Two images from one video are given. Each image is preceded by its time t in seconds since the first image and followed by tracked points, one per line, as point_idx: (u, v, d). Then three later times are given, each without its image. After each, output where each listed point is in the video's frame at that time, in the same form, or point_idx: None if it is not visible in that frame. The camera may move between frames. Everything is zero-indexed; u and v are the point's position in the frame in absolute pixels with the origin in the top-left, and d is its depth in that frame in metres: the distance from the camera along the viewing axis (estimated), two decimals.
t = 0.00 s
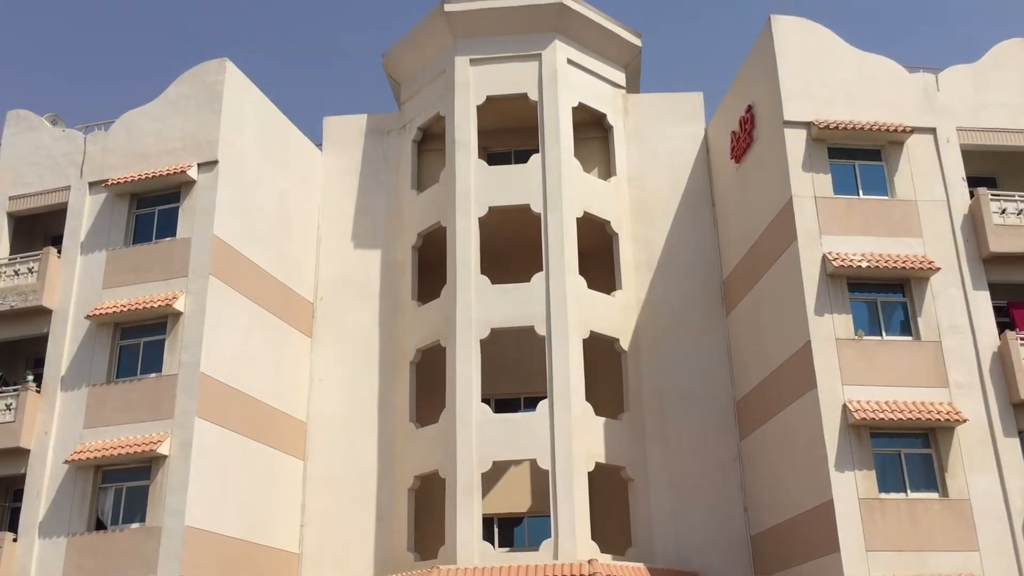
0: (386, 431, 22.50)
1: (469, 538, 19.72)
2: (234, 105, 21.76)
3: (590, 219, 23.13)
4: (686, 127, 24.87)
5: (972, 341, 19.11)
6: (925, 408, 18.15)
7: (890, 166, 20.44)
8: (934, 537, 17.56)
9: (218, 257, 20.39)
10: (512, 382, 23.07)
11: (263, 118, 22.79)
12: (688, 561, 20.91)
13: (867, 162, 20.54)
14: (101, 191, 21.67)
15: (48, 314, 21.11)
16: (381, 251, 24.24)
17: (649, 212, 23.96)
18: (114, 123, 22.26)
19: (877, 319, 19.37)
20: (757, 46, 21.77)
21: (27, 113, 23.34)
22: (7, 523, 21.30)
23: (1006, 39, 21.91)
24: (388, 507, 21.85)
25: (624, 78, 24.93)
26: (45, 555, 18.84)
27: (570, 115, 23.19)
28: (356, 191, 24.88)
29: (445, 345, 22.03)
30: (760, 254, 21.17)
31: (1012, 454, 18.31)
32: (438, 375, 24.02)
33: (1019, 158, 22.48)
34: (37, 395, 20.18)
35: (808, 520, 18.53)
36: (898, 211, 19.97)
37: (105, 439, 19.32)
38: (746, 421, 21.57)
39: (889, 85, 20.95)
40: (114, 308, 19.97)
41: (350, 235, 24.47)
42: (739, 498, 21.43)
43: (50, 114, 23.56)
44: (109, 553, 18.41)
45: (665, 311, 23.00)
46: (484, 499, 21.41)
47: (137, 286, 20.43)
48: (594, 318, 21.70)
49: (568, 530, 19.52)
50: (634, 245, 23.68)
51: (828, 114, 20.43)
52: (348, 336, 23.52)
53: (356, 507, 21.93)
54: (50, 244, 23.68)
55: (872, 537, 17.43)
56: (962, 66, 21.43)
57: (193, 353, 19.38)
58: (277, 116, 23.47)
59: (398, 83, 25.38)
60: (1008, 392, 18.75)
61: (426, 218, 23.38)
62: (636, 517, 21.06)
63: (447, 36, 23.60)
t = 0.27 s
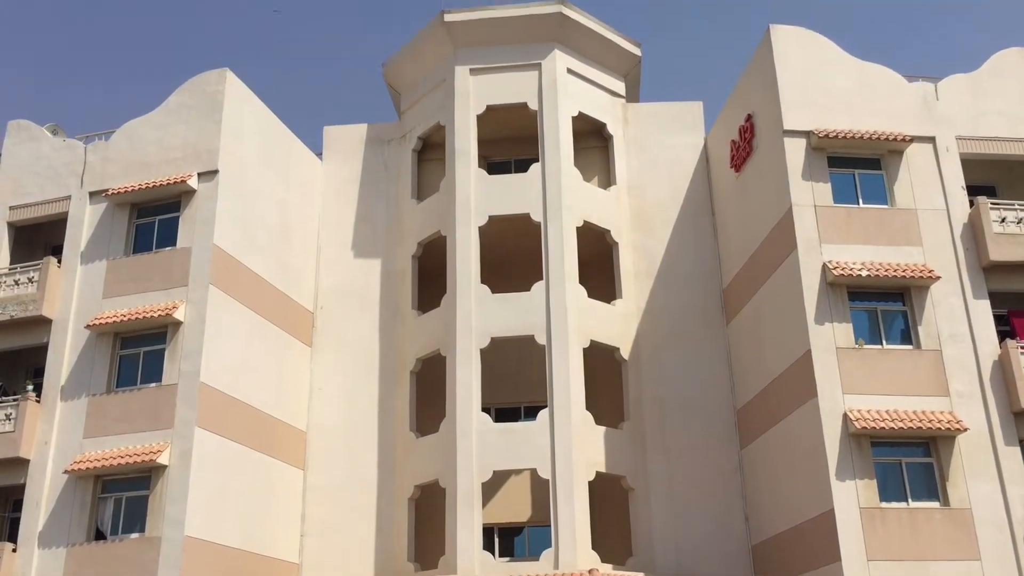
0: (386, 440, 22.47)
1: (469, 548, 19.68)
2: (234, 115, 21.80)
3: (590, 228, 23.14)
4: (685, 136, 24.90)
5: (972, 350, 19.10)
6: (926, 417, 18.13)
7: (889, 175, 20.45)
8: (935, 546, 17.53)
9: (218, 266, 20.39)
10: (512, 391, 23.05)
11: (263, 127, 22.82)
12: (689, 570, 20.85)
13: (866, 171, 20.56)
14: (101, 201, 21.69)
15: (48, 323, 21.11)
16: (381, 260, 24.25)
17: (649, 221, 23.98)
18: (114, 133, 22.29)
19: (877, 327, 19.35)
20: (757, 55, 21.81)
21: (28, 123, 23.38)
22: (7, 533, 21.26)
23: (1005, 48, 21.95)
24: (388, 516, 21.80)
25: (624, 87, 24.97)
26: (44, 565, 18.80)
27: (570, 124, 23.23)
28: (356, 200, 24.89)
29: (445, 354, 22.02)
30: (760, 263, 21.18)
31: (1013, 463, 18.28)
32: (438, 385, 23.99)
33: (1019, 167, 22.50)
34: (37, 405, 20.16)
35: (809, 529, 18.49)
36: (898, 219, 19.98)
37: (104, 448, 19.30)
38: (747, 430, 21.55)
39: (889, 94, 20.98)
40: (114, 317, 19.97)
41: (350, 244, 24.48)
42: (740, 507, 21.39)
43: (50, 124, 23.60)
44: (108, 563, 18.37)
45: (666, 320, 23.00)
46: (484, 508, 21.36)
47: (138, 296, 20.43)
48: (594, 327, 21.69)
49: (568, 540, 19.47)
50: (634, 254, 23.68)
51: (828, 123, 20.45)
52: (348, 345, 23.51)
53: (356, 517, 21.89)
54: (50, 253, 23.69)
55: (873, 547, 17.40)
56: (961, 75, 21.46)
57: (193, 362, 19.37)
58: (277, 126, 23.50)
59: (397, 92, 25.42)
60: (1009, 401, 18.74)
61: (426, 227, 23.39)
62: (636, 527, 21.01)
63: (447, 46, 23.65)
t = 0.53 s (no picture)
0: (385, 449, 22.44)
1: (468, 557, 19.64)
2: (234, 123, 21.84)
3: (589, 236, 23.16)
4: (684, 145, 24.94)
5: (971, 358, 19.10)
6: (925, 425, 18.12)
7: (888, 183, 20.49)
8: (935, 554, 17.50)
9: (217, 275, 20.39)
10: (512, 399, 23.04)
11: (262, 135, 22.86)
12: None
13: (865, 179, 20.59)
14: (100, 210, 21.71)
15: (47, 332, 21.11)
16: (380, 268, 24.26)
17: (648, 229, 24.00)
18: (114, 141, 22.32)
19: (876, 335, 19.35)
20: (756, 63, 21.86)
21: (28, 131, 23.41)
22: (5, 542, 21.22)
23: (1003, 57, 22.00)
24: (387, 525, 21.76)
25: (623, 96, 25.01)
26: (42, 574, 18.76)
27: (569, 132, 23.28)
28: (355, 208, 24.91)
29: (444, 362, 22.02)
30: (758, 271, 21.19)
31: (1013, 471, 18.26)
32: (437, 393, 23.97)
33: (1017, 175, 22.53)
34: (36, 413, 20.14)
35: (808, 537, 18.46)
36: (896, 228, 20.01)
37: (103, 457, 19.27)
38: (746, 438, 21.52)
39: (887, 103, 21.03)
40: (113, 325, 19.96)
41: (350, 252, 24.49)
42: (739, 515, 21.35)
43: (50, 133, 23.63)
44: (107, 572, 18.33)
45: (665, 328, 23.00)
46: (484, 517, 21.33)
47: (136, 304, 20.43)
48: (593, 335, 21.69)
49: (567, 548, 19.44)
50: (633, 262, 23.70)
51: (827, 132, 20.49)
52: (347, 353, 23.50)
53: (355, 525, 21.85)
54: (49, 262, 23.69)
55: (873, 555, 17.38)
56: (959, 84, 21.51)
57: (192, 370, 19.35)
58: (277, 134, 23.53)
59: (397, 101, 25.46)
60: (1008, 409, 18.73)
61: (425, 235, 23.40)
62: (635, 535, 20.97)
63: (447, 54, 23.69)
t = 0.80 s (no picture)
0: (384, 456, 22.41)
1: (467, 564, 19.60)
2: (232, 131, 21.86)
3: (587, 243, 23.18)
4: (682, 152, 24.98)
5: (970, 365, 19.11)
6: (924, 432, 18.12)
7: (886, 191, 20.52)
8: (934, 562, 17.49)
9: (215, 282, 20.39)
10: (510, 407, 23.02)
11: (261, 143, 22.87)
12: None
13: (863, 187, 20.62)
14: (99, 217, 21.70)
15: (45, 340, 21.08)
16: (379, 275, 24.26)
17: (647, 236, 24.02)
18: (113, 149, 22.32)
19: (874, 343, 19.36)
20: (754, 71, 21.91)
21: (26, 139, 23.41)
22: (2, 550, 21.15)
23: (1000, 64, 22.07)
24: (385, 533, 21.71)
25: (621, 103, 25.05)
26: None
27: (567, 140, 23.31)
28: (354, 216, 24.92)
29: (442, 369, 22.01)
30: (757, 278, 21.20)
31: (1012, 478, 18.26)
32: (436, 401, 23.95)
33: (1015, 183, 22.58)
34: (34, 421, 20.11)
35: (807, 545, 18.44)
36: (894, 235, 20.03)
37: (101, 465, 19.24)
38: (745, 446, 21.51)
39: (885, 110, 21.07)
40: (111, 333, 19.94)
41: (348, 259, 24.50)
42: (738, 523, 21.32)
43: (48, 140, 23.64)
44: None
45: (664, 336, 23.00)
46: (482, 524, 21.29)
47: (135, 311, 20.41)
48: (591, 342, 21.69)
49: (566, 556, 19.40)
50: (632, 269, 23.71)
51: (824, 139, 20.53)
52: (345, 360, 23.48)
53: (354, 533, 21.80)
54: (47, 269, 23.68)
55: (872, 563, 17.35)
56: (956, 91, 21.57)
57: (190, 378, 19.33)
58: (275, 141, 23.55)
59: (395, 108, 25.49)
60: (1006, 416, 18.74)
61: (424, 242, 23.41)
62: (634, 543, 20.94)
63: (445, 61, 23.73)
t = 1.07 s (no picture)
0: (383, 463, 22.38)
1: (466, 571, 19.57)
2: (232, 138, 21.88)
3: (586, 250, 23.19)
4: (680, 158, 25.00)
5: (969, 371, 19.12)
6: (923, 438, 18.11)
7: (884, 197, 20.55)
8: (934, 569, 17.47)
9: (214, 288, 20.39)
10: (509, 413, 23.01)
11: (260, 150, 22.90)
12: None
13: (861, 193, 20.65)
14: (98, 224, 21.71)
15: (43, 346, 21.08)
16: (378, 281, 24.26)
17: (645, 243, 24.04)
18: (112, 156, 22.34)
19: (873, 349, 19.36)
20: (752, 78, 21.94)
21: (26, 146, 23.44)
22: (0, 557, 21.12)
23: (997, 71, 22.11)
24: (384, 539, 21.68)
25: (620, 110, 25.08)
26: None
27: (566, 146, 23.33)
28: (353, 222, 24.94)
29: (441, 376, 22.00)
30: (756, 284, 21.21)
31: (1011, 485, 18.25)
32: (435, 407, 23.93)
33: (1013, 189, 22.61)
34: (32, 428, 20.09)
35: (807, 551, 18.41)
36: (893, 241, 20.05)
37: (99, 472, 19.22)
38: (744, 452, 21.50)
39: (883, 117, 21.11)
40: (110, 340, 19.94)
41: (347, 266, 24.51)
42: (738, 529, 21.31)
43: (48, 147, 23.66)
44: None
45: (663, 342, 23.00)
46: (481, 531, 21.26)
47: (134, 318, 20.41)
48: (590, 348, 21.69)
49: (566, 563, 19.37)
50: (631, 275, 23.72)
51: (823, 146, 20.56)
52: (344, 367, 23.47)
53: (352, 540, 21.76)
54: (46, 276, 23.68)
55: (872, 569, 17.33)
56: (954, 98, 21.60)
57: (189, 384, 19.33)
58: (274, 148, 23.57)
59: (394, 115, 25.51)
60: (1005, 422, 18.74)
61: (423, 249, 23.42)
62: (634, 550, 20.91)
63: (444, 68, 23.76)
